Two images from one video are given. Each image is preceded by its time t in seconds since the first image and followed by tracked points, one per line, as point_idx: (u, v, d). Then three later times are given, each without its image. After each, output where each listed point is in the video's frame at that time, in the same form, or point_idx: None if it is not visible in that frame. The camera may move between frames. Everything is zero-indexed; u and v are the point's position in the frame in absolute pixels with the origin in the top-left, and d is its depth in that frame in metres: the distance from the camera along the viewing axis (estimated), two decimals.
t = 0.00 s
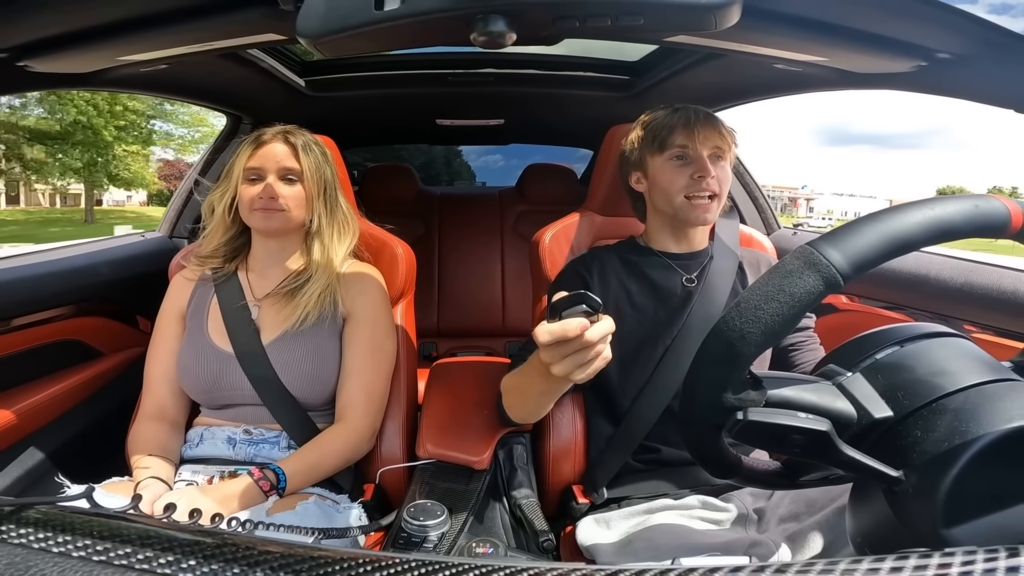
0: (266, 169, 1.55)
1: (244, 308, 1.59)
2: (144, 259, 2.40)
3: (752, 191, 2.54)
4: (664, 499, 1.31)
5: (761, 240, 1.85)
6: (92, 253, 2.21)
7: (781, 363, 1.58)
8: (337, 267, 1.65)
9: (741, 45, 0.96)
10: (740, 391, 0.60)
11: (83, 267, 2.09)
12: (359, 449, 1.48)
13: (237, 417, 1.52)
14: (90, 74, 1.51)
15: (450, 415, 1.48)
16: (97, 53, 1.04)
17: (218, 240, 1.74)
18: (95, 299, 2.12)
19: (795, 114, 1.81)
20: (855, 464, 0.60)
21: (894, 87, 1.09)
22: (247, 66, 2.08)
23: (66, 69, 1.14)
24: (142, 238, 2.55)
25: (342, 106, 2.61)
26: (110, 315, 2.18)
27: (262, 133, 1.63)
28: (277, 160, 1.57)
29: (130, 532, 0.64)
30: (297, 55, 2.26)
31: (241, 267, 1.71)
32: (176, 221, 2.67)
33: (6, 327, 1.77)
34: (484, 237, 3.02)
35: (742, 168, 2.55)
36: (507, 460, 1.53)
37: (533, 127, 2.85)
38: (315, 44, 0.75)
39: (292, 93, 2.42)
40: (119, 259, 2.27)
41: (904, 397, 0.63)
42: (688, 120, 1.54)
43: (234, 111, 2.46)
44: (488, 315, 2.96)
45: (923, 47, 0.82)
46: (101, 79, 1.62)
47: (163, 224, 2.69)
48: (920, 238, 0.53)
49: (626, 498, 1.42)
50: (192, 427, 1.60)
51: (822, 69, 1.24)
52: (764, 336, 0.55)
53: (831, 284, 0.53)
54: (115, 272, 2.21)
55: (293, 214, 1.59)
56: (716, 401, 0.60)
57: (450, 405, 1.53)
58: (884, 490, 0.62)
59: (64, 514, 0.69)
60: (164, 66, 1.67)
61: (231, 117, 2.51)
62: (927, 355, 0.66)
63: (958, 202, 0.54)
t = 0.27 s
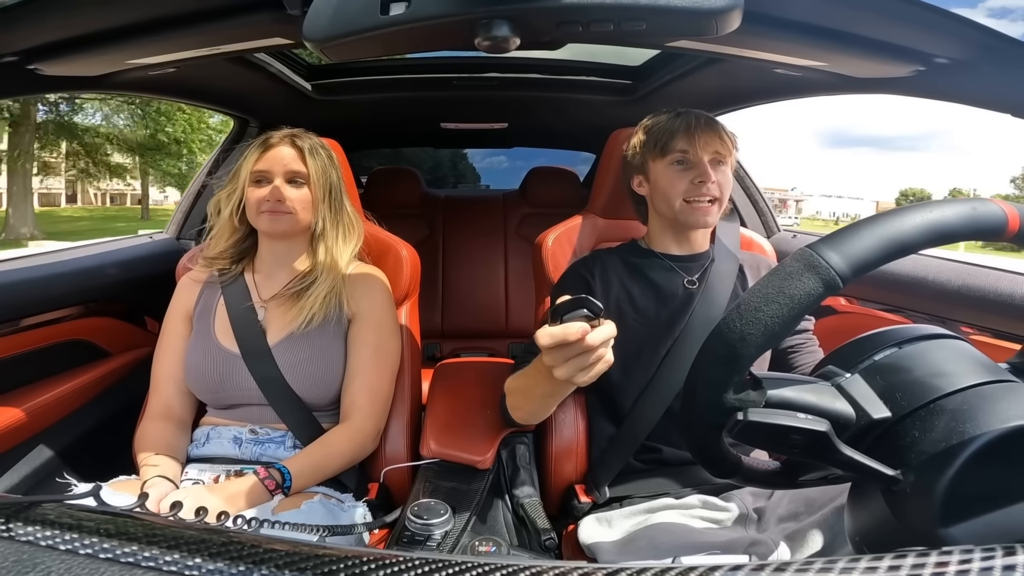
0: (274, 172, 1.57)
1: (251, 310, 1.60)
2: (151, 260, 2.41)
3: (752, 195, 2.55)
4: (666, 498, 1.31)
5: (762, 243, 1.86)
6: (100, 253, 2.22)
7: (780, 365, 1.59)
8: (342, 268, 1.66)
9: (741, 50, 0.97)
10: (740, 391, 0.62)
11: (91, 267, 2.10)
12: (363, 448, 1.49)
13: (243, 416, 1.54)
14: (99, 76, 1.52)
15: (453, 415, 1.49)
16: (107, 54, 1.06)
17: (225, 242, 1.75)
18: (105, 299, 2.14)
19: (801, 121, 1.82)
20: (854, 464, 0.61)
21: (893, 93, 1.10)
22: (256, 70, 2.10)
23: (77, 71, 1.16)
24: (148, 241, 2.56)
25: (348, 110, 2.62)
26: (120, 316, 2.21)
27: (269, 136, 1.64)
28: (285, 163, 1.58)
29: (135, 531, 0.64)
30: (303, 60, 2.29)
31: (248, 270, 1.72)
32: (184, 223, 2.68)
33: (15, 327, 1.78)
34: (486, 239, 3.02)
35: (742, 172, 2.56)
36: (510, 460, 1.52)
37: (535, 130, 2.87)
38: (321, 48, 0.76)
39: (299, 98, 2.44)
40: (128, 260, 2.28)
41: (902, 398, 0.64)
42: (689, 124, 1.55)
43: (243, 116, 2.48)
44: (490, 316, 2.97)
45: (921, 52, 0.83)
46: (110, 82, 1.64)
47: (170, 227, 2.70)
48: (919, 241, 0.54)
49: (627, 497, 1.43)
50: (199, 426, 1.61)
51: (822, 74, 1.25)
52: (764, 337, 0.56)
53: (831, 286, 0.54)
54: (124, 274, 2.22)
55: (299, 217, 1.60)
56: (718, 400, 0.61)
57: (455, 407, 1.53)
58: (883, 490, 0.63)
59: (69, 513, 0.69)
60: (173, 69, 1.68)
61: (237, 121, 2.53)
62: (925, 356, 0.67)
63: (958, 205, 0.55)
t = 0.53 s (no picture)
0: (279, 173, 1.59)
1: (255, 308, 1.61)
2: (156, 259, 2.42)
3: (752, 197, 2.57)
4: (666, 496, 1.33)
5: (761, 244, 1.88)
6: (105, 254, 2.23)
7: (779, 364, 1.60)
8: (347, 267, 1.67)
9: (741, 54, 0.99)
10: (739, 391, 0.62)
11: (98, 266, 2.12)
12: (367, 447, 1.50)
13: (248, 415, 1.54)
14: (108, 78, 1.53)
15: (454, 413, 1.50)
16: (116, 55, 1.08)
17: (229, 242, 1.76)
18: (111, 298, 2.15)
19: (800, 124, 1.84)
20: (851, 463, 0.62)
21: (892, 97, 1.11)
22: (264, 73, 2.11)
23: (87, 72, 1.17)
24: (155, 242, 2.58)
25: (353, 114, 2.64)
26: (124, 314, 2.21)
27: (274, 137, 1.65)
28: (289, 164, 1.60)
29: (141, 528, 0.64)
30: (309, 62, 2.31)
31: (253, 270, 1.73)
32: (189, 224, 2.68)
33: (20, 326, 1.78)
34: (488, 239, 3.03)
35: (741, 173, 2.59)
36: (512, 458, 1.52)
37: (536, 132, 2.88)
38: (327, 51, 0.76)
39: (305, 100, 2.45)
40: (133, 260, 2.29)
41: (898, 398, 0.65)
42: (678, 128, 1.56)
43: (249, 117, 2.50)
44: (492, 316, 2.98)
45: (920, 56, 0.84)
46: (114, 83, 1.65)
47: (177, 228, 2.71)
48: (914, 243, 0.55)
49: (628, 495, 1.44)
50: (204, 424, 1.62)
51: (823, 78, 1.26)
52: (761, 338, 0.57)
53: (827, 288, 0.55)
54: (129, 274, 2.23)
55: (303, 217, 1.61)
56: (717, 400, 0.62)
57: (456, 406, 1.54)
58: (879, 488, 0.64)
59: (74, 510, 0.69)
60: (180, 71, 1.69)
61: (245, 123, 2.56)
62: (921, 357, 0.68)
63: (953, 207, 0.56)
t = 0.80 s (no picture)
0: (286, 173, 1.59)
1: (261, 307, 1.62)
2: (162, 259, 2.43)
3: (751, 197, 2.58)
4: (666, 493, 1.33)
5: (761, 244, 1.89)
6: (112, 254, 2.24)
7: (778, 363, 1.61)
8: (353, 267, 1.69)
9: (740, 56, 1.01)
10: (736, 392, 0.63)
11: (105, 266, 2.13)
12: (372, 444, 1.51)
13: (254, 412, 1.56)
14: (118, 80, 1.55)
15: (457, 411, 1.51)
16: (121, 60, 1.12)
17: (233, 242, 1.76)
18: (117, 298, 2.16)
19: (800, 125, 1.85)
20: (850, 460, 0.63)
21: (891, 98, 1.12)
22: (268, 75, 2.12)
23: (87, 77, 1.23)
24: (162, 240, 2.59)
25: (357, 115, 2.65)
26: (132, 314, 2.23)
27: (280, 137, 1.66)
28: (296, 165, 1.61)
29: (148, 524, 0.64)
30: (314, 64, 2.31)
31: (258, 270, 1.74)
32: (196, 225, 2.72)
33: (28, 324, 1.78)
34: (490, 239, 3.04)
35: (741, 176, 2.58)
36: (515, 455, 1.56)
37: (537, 133, 2.89)
38: (332, 53, 0.77)
39: (309, 101, 2.46)
40: (140, 259, 2.30)
41: (895, 397, 0.66)
42: (671, 132, 1.57)
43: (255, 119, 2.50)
44: (495, 315, 2.99)
45: (917, 58, 0.86)
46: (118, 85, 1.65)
47: (183, 227, 2.74)
48: (907, 245, 0.56)
49: (630, 492, 1.45)
50: (210, 422, 1.63)
51: (823, 80, 1.28)
52: (757, 340, 0.58)
53: (821, 290, 0.56)
54: (137, 273, 2.25)
55: (310, 217, 1.62)
56: (715, 401, 0.63)
57: (458, 403, 1.56)
58: (877, 486, 0.65)
59: (80, 509, 0.69)
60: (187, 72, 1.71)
61: (250, 124, 2.55)
62: (918, 356, 0.69)
63: (946, 208, 0.57)
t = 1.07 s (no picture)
0: (295, 177, 1.60)
1: (267, 308, 1.63)
2: (168, 261, 2.44)
3: (751, 199, 2.60)
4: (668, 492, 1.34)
5: (761, 245, 1.89)
6: (123, 255, 2.28)
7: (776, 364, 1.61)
8: (359, 269, 1.70)
9: (741, 59, 1.03)
10: (737, 392, 0.64)
11: (114, 267, 2.15)
12: (377, 444, 1.52)
13: (260, 412, 1.56)
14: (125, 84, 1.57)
15: (461, 411, 1.53)
16: (126, 62, 1.14)
17: (239, 244, 1.77)
18: (125, 298, 2.16)
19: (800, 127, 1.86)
20: (849, 459, 0.64)
21: (890, 101, 1.13)
22: (273, 78, 2.11)
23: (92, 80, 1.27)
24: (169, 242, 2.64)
25: (360, 118, 2.64)
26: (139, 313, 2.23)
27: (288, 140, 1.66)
28: (305, 169, 1.61)
29: (154, 523, 0.65)
30: (321, 67, 2.28)
31: (264, 271, 1.75)
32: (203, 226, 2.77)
33: (36, 325, 1.81)
34: (492, 239, 3.06)
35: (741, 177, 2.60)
36: (518, 454, 1.55)
37: (539, 135, 2.90)
38: (337, 57, 0.78)
39: (315, 104, 2.47)
40: (148, 262, 2.33)
41: (893, 397, 0.67)
42: (690, 131, 1.58)
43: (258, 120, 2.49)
44: (498, 315, 3.00)
45: (916, 62, 0.86)
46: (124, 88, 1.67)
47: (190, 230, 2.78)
48: (906, 246, 0.56)
49: (631, 490, 1.46)
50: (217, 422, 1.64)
51: (822, 84, 1.29)
52: (758, 341, 0.58)
53: (820, 291, 0.56)
54: (145, 275, 2.28)
55: (317, 220, 1.63)
56: (716, 401, 0.64)
57: (463, 399, 1.59)
58: (876, 485, 0.66)
59: (87, 508, 0.70)
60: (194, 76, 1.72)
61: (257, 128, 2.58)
62: (916, 356, 0.70)
63: (946, 210, 0.57)
